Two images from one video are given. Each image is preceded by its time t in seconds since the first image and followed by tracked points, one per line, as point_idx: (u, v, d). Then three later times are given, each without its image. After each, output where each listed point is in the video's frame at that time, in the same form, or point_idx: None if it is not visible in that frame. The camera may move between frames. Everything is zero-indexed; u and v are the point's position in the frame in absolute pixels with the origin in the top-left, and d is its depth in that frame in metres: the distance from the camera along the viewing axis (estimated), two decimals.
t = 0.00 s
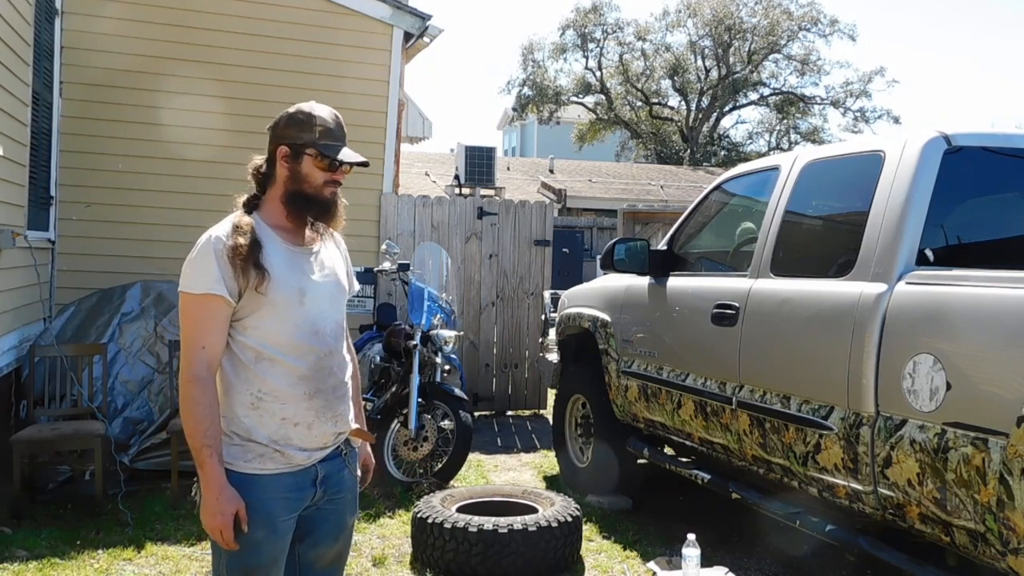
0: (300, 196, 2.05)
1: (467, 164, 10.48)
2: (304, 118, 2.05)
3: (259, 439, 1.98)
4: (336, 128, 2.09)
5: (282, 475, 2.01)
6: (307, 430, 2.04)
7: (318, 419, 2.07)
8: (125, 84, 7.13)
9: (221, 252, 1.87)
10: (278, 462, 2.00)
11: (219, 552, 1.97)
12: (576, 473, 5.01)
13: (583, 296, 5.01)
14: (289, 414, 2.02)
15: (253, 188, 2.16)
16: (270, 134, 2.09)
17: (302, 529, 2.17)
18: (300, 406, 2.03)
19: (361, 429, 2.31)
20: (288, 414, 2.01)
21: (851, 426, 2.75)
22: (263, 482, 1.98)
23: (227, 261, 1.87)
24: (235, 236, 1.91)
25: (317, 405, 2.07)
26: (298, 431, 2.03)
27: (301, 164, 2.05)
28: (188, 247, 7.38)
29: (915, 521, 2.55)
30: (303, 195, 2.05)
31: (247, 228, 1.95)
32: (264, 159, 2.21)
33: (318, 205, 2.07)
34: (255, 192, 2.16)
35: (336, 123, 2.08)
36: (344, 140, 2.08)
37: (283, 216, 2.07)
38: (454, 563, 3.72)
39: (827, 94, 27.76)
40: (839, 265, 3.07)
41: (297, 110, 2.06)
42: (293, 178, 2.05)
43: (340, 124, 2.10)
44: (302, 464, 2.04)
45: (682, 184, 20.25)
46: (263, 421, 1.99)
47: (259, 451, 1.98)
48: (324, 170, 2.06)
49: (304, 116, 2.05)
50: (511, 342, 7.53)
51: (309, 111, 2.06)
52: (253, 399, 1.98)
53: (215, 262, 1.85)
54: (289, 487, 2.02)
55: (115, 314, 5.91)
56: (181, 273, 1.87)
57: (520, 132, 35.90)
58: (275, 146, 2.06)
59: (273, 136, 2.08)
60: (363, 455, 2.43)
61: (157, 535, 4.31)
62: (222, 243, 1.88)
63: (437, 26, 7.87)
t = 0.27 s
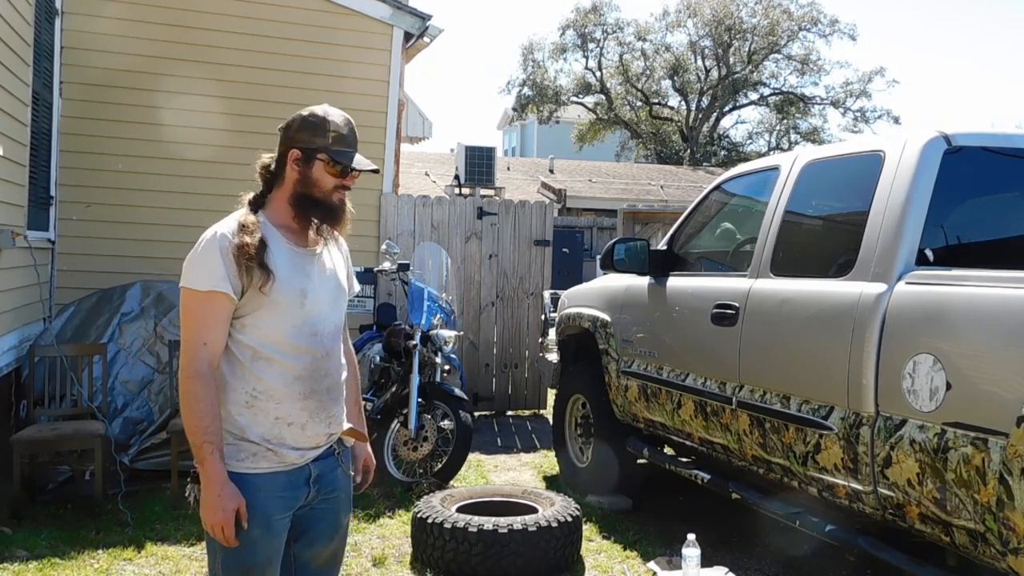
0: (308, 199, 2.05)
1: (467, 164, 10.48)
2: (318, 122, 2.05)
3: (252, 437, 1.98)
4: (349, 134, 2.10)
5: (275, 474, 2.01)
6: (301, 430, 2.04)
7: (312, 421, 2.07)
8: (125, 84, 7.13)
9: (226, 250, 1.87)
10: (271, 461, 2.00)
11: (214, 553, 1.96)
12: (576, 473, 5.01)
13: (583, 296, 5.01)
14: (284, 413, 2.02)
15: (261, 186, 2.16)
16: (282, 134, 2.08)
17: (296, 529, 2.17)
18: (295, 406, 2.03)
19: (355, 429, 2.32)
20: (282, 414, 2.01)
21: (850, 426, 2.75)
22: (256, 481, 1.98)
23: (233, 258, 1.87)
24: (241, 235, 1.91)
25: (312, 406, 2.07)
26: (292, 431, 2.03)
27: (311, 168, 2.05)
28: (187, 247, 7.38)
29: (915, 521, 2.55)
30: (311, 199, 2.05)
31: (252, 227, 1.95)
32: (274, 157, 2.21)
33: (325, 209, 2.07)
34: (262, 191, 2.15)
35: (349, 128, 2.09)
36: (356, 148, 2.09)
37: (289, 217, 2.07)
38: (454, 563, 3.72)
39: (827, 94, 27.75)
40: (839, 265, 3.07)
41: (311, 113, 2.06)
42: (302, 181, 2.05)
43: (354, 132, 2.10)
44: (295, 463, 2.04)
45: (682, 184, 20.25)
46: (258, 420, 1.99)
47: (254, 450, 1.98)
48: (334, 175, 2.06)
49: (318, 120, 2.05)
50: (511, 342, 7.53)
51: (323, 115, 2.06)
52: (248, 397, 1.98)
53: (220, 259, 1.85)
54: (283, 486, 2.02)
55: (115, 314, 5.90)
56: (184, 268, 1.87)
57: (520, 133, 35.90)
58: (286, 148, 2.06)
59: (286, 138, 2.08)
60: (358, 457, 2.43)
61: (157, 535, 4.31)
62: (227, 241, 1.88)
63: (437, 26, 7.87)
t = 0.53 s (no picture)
0: (320, 210, 2.06)
1: (467, 164, 10.48)
2: (340, 134, 2.04)
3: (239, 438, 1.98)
4: (369, 149, 2.09)
5: (261, 475, 2.00)
6: (287, 436, 2.04)
7: (300, 427, 2.07)
8: (125, 84, 7.13)
9: (238, 249, 1.87)
10: (257, 463, 2.00)
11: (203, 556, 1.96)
12: (576, 473, 5.01)
13: (583, 296, 5.01)
14: (272, 417, 2.01)
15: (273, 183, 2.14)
16: (303, 139, 2.07)
17: (283, 532, 2.17)
18: (284, 411, 2.03)
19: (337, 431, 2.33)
20: (271, 417, 2.01)
21: (851, 426, 2.75)
22: (242, 483, 1.97)
23: (242, 260, 1.87)
24: (252, 238, 1.90)
25: (301, 413, 2.07)
26: (278, 434, 2.03)
27: (328, 180, 2.04)
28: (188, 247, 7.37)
29: (915, 521, 2.55)
30: (324, 210, 2.06)
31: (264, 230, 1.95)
32: (289, 155, 2.19)
33: (335, 222, 2.08)
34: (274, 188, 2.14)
35: (370, 144, 2.08)
36: (374, 164, 2.09)
37: (298, 222, 2.07)
38: (454, 563, 3.72)
39: (827, 94, 27.75)
40: (839, 265, 3.07)
41: (335, 123, 2.05)
42: (318, 192, 2.05)
43: (374, 147, 2.10)
44: (281, 464, 2.04)
45: (682, 184, 20.25)
46: (246, 422, 1.99)
47: (239, 452, 1.98)
48: (350, 190, 2.06)
49: (342, 131, 2.04)
50: (511, 342, 7.53)
51: (347, 128, 2.05)
52: (238, 397, 1.98)
53: (232, 258, 1.85)
54: (269, 487, 2.02)
55: (115, 314, 5.90)
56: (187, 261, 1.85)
57: (520, 133, 35.89)
58: (306, 155, 2.05)
59: (306, 143, 2.06)
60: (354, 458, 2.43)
61: (157, 535, 4.31)
62: (239, 240, 1.88)
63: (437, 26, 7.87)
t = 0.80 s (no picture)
0: (309, 213, 2.05)
1: (467, 164, 10.48)
2: (330, 135, 2.03)
3: (230, 448, 1.95)
4: (359, 151, 2.09)
5: (253, 484, 1.99)
6: (278, 444, 2.03)
7: (291, 436, 2.07)
8: (125, 84, 7.13)
9: (236, 255, 1.84)
10: (250, 471, 1.98)
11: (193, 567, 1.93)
12: (576, 473, 5.01)
13: (583, 296, 5.01)
14: (265, 426, 2.00)
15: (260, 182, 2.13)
16: (292, 139, 2.05)
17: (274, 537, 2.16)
18: (277, 420, 2.02)
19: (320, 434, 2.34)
20: (264, 425, 2.00)
21: (851, 426, 2.75)
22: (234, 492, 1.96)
23: (241, 266, 1.85)
24: (248, 242, 1.89)
25: (292, 421, 2.07)
26: (270, 443, 2.01)
27: (317, 182, 2.03)
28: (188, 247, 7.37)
29: (915, 521, 2.55)
30: (312, 213, 2.05)
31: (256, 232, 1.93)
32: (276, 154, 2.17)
33: (324, 225, 2.07)
34: (261, 187, 2.12)
35: (360, 146, 2.08)
36: (364, 166, 2.08)
37: (286, 224, 2.06)
38: (454, 563, 3.72)
39: (827, 94, 27.75)
40: (839, 265, 3.07)
41: (326, 123, 2.04)
42: (307, 194, 2.04)
43: (364, 149, 2.10)
44: (272, 472, 2.03)
45: (683, 184, 20.26)
46: (238, 432, 1.97)
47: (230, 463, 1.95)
48: (340, 193, 2.06)
49: (332, 132, 2.03)
50: (511, 342, 7.53)
51: (337, 129, 2.04)
52: (231, 407, 1.95)
53: (231, 263, 1.82)
54: (261, 496, 2.01)
55: (115, 314, 5.90)
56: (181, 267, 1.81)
57: (520, 133, 35.89)
58: (294, 156, 2.04)
59: (295, 143, 2.05)
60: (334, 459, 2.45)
61: (156, 535, 4.31)
62: (236, 244, 1.86)
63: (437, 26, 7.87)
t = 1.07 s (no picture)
0: (287, 208, 2.01)
1: (467, 164, 10.48)
2: (305, 126, 1.98)
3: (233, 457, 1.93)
4: (335, 141, 2.04)
5: (253, 488, 1.97)
6: (283, 446, 2.03)
7: (293, 436, 2.06)
8: (125, 84, 7.13)
9: (225, 261, 1.80)
10: (252, 476, 1.97)
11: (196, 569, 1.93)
12: (576, 473, 5.01)
13: (583, 296, 5.01)
14: (267, 430, 1.98)
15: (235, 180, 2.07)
16: (264, 132, 2.00)
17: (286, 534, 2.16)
18: (278, 422, 2.01)
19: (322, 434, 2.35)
20: (266, 430, 1.98)
21: (851, 426, 2.75)
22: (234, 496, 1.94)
23: (231, 271, 1.81)
24: (234, 245, 1.84)
25: (292, 422, 2.06)
26: (273, 447, 2.00)
27: (295, 175, 1.99)
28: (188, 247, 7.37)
29: (915, 521, 2.55)
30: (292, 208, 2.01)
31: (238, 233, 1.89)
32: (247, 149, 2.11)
33: (304, 218, 2.03)
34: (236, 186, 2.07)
35: (336, 134, 2.03)
36: (342, 155, 2.04)
37: (265, 221, 2.01)
38: (454, 563, 3.72)
39: (827, 94, 27.75)
40: (839, 265, 3.07)
41: (299, 114, 1.99)
42: (285, 188, 1.99)
43: (340, 137, 2.05)
44: (273, 474, 2.01)
45: (683, 184, 20.27)
46: (241, 440, 1.95)
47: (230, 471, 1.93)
48: (318, 184, 2.01)
49: (305, 123, 1.99)
50: (511, 342, 7.53)
51: (311, 119, 2.00)
52: (232, 416, 1.93)
53: (221, 269, 1.78)
54: (261, 497, 1.99)
55: (115, 314, 5.90)
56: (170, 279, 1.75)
57: (520, 132, 35.90)
58: (268, 150, 1.99)
59: (267, 137, 1.99)
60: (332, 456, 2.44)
61: (157, 535, 4.31)
62: (223, 249, 1.81)
63: (437, 26, 7.87)
